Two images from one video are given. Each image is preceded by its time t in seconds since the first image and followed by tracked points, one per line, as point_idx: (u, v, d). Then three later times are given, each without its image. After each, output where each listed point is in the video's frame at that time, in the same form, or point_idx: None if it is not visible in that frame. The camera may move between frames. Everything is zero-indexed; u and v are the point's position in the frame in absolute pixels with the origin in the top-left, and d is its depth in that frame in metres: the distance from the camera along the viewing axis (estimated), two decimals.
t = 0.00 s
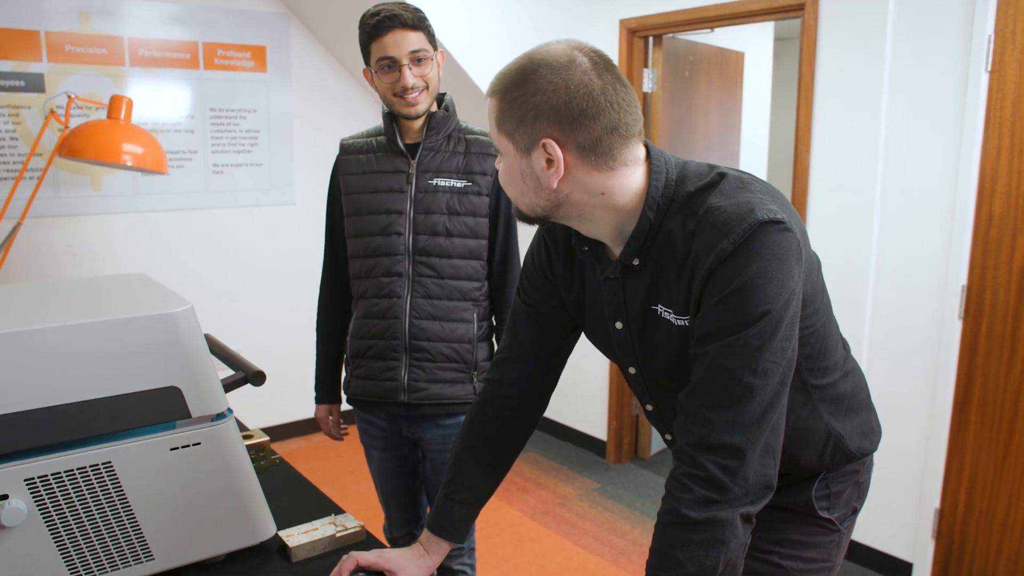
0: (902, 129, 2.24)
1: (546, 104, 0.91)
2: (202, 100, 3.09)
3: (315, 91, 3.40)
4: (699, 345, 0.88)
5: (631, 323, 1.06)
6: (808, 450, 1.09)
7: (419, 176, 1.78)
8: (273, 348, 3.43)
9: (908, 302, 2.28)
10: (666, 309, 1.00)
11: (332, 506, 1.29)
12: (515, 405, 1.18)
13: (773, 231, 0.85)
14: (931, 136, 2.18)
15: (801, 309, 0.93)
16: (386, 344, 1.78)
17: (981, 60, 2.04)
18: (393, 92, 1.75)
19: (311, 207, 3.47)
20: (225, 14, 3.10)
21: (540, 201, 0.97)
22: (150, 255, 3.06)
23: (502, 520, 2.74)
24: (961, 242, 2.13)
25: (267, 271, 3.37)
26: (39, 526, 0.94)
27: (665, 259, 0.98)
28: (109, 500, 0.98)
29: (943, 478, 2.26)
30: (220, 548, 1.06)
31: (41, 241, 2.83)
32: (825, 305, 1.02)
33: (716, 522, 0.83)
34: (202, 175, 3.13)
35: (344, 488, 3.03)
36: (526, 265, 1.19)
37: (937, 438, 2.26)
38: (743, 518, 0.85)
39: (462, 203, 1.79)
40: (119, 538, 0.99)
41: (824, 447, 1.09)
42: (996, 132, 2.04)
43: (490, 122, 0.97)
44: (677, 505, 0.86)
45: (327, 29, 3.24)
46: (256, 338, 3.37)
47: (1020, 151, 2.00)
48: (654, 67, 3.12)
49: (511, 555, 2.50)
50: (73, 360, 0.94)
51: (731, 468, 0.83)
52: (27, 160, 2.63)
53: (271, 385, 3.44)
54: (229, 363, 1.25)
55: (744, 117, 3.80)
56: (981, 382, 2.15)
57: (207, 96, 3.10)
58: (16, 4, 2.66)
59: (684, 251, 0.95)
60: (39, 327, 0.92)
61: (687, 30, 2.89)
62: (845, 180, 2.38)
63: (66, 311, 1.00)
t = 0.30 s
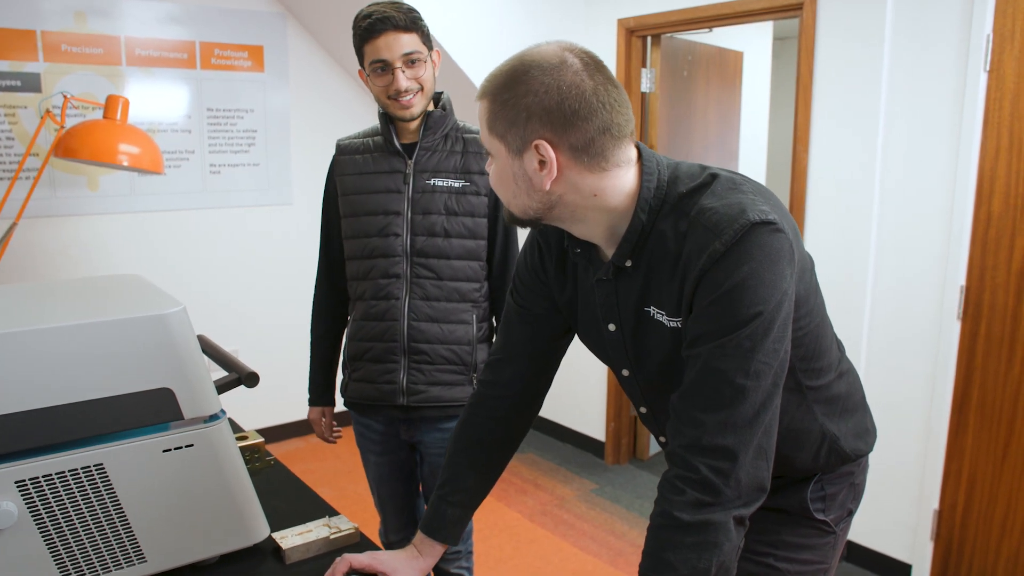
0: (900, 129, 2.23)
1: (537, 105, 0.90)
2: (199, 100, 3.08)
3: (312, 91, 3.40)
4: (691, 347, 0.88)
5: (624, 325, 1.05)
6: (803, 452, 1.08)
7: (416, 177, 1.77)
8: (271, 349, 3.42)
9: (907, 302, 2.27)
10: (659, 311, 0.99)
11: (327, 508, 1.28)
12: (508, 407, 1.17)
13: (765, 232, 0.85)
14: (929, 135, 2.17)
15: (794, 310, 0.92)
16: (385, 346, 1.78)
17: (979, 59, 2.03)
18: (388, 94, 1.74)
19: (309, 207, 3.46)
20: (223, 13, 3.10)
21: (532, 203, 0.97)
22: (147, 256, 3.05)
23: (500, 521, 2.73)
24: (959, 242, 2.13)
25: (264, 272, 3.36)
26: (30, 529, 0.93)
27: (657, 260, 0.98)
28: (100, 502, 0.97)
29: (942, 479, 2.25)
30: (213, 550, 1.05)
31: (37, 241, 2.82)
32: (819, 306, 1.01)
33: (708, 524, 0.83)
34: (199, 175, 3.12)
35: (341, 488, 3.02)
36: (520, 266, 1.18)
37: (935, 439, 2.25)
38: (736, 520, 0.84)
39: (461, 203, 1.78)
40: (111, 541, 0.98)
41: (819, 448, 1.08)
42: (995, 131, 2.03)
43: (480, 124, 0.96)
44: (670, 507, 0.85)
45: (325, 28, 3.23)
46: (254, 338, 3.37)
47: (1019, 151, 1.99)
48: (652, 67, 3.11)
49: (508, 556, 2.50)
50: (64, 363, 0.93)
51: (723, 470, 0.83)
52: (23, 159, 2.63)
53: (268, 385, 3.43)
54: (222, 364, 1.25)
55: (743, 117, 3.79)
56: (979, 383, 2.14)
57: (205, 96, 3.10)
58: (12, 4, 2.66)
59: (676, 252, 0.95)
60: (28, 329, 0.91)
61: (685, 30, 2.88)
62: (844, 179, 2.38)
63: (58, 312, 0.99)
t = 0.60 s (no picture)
0: (900, 128, 2.22)
1: (555, 85, 0.90)
2: (196, 99, 3.07)
3: (309, 91, 3.38)
4: (685, 347, 0.87)
5: (617, 326, 1.04)
6: (799, 453, 1.07)
7: (417, 176, 1.76)
8: (268, 349, 3.41)
9: (907, 303, 2.26)
10: (652, 311, 0.98)
11: (322, 510, 1.27)
12: (502, 408, 1.16)
13: (758, 231, 0.84)
14: (928, 134, 2.16)
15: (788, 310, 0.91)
16: (385, 348, 1.76)
17: (979, 58, 2.02)
18: (386, 93, 1.73)
19: (306, 207, 3.45)
20: (220, 13, 3.08)
21: (563, 192, 0.93)
22: (143, 256, 3.04)
23: (497, 522, 2.72)
24: (959, 242, 2.12)
25: (261, 272, 3.35)
26: (20, 531, 0.92)
27: (650, 260, 0.97)
28: (91, 504, 0.96)
29: (941, 480, 2.24)
30: (206, 552, 1.04)
31: (33, 241, 2.81)
32: (813, 307, 1.00)
33: (702, 526, 0.82)
34: (196, 175, 3.11)
35: (338, 490, 3.01)
36: (513, 267, 1.17)
37: (935, 439, 2.24)
38: (729, 522, 0.83)
39: (462, 203, 1.76)
40: (102, 543, 0.97)
41: (815, 449, 1.07)
42: (995, 131, 2.02)
43: (488, 125, 0.90)
44: (663, 509, 0.84)
45: (322, 27, 3.22)
46: (251, 339, 3.35)
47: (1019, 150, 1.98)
48: (650, 66, 3.10)
49: (505, 557, 2.48)
50: (53, 363, 0.91)
51: (716, 472, 0.82)
52: (18, 159, 2.62)
53: (266, 386, 3.42)
54: (215, 364, 1.23)
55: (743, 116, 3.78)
56: (979, 383, 2.13)
57: (202, 96, 3.08)
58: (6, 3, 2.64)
59: (669, 252, 0.94)
60: (17, 330, 0.89)
61: (684, 29, 2.87)
62: (843, 179, 2.36)
63: (50, 312, 0.97)
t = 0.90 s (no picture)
0: (898, 127, 2.22)
1: (546, 76, 0.91)
2: (193, 99, 3.07)
3: (306, 90, 3.38)
4: (675, 348, 0.86)
5: (608, 328, 1.03)
6: (792, 453, 1.06)
7: (418, 177, 1.75)
8: (265, 349, 3.40)
9: (904, 302, 2.26)
10: (643, 313, 0.98)
11: (314, 511, 1.26)
12: (493, 410, 1.16)
13: (748, 231, 0.83)
14: (925, 133, 2.15)
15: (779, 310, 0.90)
16: (385, 350, 1.76)
17: (977, 57, 2.02)
18: (385, 90, 1.72)
19: (303, 206, 3.44)
20: (216, 12, 3.08)
21: (571, 180, 0.92)
22: (140, 255, 3.03)
23: (494, 523, 2.71)
24: (956, 241, 2.11)
25: (258, 271, 3.35)
26: (8, 533, 0.91)
27: (641, 261, 0.96)
28: (80, 505, 0.95)
29: (939, 480, 2.24)
30: (196, 554, 1.03)
31: (28, 240, 2.80)
32: (806, 307, 0.99)
33: (692, 528, 0.81)
34: (193, 174, 3.10)
35: (335, 490, 3.00)
36: (505, 269, 1.17)
37: (933, 440, 2.23)
38: (721, 524, 0.82)
39: (465, 205, 1.75)
40: (91, 544, 0.96)
41: (808, 449, 1.07)
42: (993, 130, 2.02)
43: (490, 123, 0.88)
44: (654, 511, 0.84)
45: (319, 26, 3.21)
46: (249, 338, 3.35)
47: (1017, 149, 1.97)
48: (648, 66, 3.09)
49: (502, 557, 2.48)
50: (40, 363, 0.90)
51: (707, 473, 0.81)
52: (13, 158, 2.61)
53: (263, 386, 3.41)
54: (207, 365, 1.23)
55: (741, 116, 3.77)
56: (977, 383, 2.12)
57: (198, 95, 3.08)
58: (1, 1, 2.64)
59: (659, 253, 0.93)
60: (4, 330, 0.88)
61: (682, 28, 2.86)
62: (840, 178, 2.36)
63: (38, 312, 0.97)
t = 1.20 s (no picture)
0: (895, 128, 2.21)
1: (526, 79, 0.91)
2: (190, 99, 3.07)
3: (303, 91, 3.38)
4: (666, 351, 0.86)
5: (600, 331, 1.03)
6: (786, 456, 1.06)
7: (425, 182, 1.72)
8: (263, 350, 3.40)
9: (902, 304, 2.25)
10: (635, 316, 0.97)
11: (307, 513, 1.26)
12: (486, 413, 1.15)
13: (739, 233, 0.82)
14: (923, 133, 2.15)
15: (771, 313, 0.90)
16: (388, 355, 1.73)
17: (974, 58, 2.01)
18: (392, 92, 1.70)
19: (300, 207, 3.44)
20: (213, 13, 3.08)
21: (555, 181, 0.92)
22: (136, 256, 3.03)
23: (490, 524, 2.70)
24: (953, 242, 2.11)
25: (256, 272, 3.34)
26: None
27: (632, 263, 0.96)
28: (71, 508, 0.94)
29: (936, 482, 2.23)
30: (187, 556, 1.02)
31: (24, 241, 2.80)
32: (799, 309, 0.99)
33: (683, 533, 0.81)
34: (190, 175, 3.10)
35: (332, 491, 3.00)
36: (497, 272, 1.16)
37: (930, 441, 2.23)
38: (712, 528, 0.82)
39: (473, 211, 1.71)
40: (81, 547, 0.96)
41: (803, 452, 1.06)
42: (990, 131, 2.01)
43: (472, 129, 0.89)
44: (645, 516, 0.83)
45: (316, 27, 3.21)
46: (246, 339, 3.34)
47: (1014, 150, 1.97)
48: (645, 66, 3.09)
49: (498, 559, 2.47)
50: (30, 365, 0.90)
51: (699, 477, 0.81)
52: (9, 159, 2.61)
53: (260, 387, 3.41)
54: (199, 367, 1.22)
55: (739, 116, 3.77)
56: (974, 384, 2.12)
57: (195, 95, 3.08)
58: None
59: (651, 255, 0.93)
60: None
61: (679, 28, 2.85)
62: (837, 179, 2.35)
63: (28, 313, 0.96)
